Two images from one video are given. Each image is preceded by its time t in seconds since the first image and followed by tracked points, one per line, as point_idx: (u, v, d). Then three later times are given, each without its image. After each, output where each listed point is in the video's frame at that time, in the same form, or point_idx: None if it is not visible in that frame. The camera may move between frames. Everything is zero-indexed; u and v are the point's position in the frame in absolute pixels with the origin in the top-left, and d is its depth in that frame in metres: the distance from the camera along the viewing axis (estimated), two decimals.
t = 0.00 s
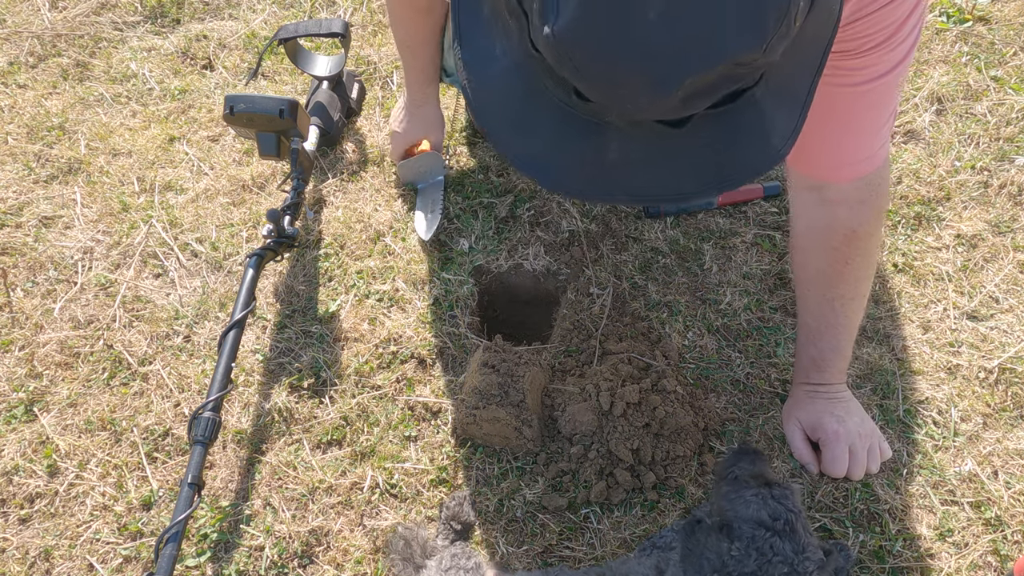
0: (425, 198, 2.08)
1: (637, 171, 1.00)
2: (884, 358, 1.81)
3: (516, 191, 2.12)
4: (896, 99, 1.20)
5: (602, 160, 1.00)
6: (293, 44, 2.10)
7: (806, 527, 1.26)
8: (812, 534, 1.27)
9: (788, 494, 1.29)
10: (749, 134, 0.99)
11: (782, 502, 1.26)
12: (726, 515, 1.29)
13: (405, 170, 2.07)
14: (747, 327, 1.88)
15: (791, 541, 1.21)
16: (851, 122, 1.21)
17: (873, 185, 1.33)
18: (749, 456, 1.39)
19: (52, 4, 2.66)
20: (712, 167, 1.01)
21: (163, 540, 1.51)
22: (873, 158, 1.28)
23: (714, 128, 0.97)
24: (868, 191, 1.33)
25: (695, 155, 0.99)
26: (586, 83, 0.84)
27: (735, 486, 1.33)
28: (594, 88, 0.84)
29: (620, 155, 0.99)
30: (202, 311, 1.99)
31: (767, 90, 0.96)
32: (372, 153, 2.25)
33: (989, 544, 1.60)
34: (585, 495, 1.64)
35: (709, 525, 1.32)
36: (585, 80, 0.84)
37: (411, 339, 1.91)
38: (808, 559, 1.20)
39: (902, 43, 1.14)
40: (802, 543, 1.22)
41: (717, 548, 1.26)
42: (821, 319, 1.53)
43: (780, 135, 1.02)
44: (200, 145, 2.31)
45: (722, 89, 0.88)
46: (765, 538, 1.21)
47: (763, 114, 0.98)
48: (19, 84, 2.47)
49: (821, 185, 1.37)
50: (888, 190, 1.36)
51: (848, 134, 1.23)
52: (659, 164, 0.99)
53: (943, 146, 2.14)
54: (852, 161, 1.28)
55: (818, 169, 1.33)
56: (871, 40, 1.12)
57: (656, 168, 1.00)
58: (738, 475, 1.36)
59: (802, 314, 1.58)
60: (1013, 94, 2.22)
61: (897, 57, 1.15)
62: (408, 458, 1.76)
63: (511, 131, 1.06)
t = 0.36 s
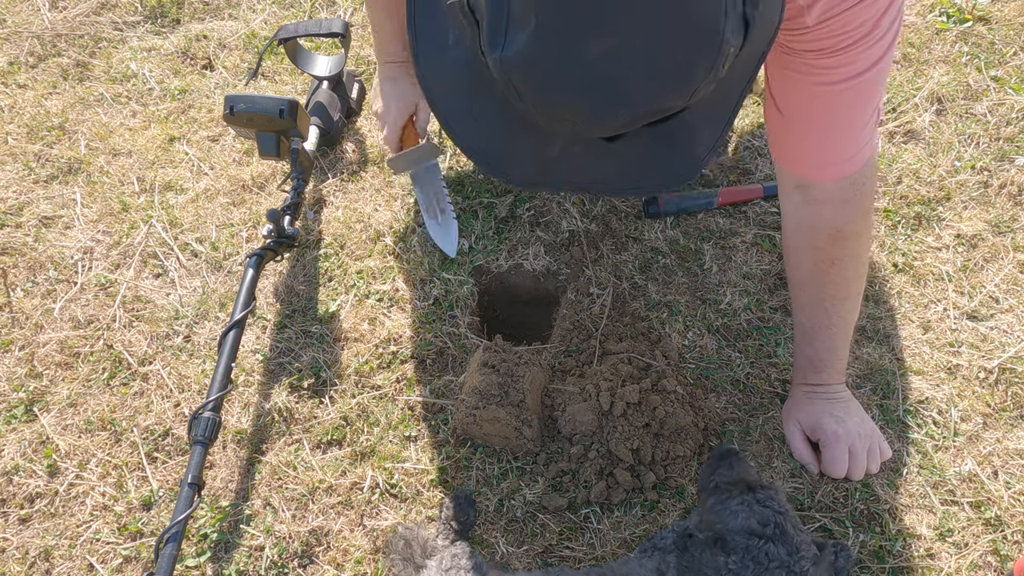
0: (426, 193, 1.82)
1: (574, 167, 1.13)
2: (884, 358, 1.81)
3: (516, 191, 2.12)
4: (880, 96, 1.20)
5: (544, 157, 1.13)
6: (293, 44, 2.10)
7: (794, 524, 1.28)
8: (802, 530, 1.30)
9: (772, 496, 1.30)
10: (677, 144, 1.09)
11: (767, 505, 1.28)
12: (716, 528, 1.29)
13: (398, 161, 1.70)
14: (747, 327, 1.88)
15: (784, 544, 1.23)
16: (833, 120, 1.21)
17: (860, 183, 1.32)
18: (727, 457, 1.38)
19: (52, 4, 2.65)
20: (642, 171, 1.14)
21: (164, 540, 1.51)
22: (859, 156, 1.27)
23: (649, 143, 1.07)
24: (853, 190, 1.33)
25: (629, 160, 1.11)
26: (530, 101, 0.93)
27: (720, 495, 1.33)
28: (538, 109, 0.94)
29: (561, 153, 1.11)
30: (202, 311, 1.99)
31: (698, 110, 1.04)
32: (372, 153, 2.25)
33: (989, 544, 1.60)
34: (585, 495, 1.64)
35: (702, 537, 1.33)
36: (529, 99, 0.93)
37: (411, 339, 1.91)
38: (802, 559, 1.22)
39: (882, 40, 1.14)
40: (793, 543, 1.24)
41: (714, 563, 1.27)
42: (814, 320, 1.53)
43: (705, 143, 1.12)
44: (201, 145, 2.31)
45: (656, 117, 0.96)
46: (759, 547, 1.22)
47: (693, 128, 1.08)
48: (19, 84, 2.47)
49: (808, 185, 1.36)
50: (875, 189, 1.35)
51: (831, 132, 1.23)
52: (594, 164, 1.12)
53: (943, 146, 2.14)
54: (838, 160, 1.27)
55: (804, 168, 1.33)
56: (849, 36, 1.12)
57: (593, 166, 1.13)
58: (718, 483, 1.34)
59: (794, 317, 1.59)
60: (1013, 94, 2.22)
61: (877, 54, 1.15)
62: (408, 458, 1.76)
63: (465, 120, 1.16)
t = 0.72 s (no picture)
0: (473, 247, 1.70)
1: (618, 167, 1.05)
2: (885, 358, 1.81)
3: (516, 191, 2.12)
4: (894, 97, 1.20)
5: (586, 152, 1.04)
6: (293, 44, 2.11)
7: (768, 515, 1.32)
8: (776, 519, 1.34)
9: (738, 493, 1.35)
10: (725, 142, 1.02)
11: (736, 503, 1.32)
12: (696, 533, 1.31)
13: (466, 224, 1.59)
14: (747, 327, 1.88)
15: (762, 537, 1.26)
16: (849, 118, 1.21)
17: (870, 182, 1.32)
18: (689, 469, 1.42)
19: (52, 4, 2.65)
20: (690, 171, 1.05)
21: (163, 540, 1.51)
22: (871, 156, 1.28)
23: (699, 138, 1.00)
24: (865, 189, 1.33)
25: (675, 158, 1.03)
26: (590, 100, 0.87)
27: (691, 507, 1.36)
28: (598, 106, 0.87)
29: (608, 149, 1.03)
30: (202, 311, 1.99)
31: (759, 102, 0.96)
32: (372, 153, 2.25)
33: (989, 544, 1.60)
34: (585, 495, 1.64)
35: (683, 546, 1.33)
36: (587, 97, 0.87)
37: (411, 339, 1.91)
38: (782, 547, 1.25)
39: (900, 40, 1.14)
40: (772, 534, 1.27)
41: (699, 569, 1.27)
42: (819, 320, 1.53)
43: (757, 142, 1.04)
44: (201, 145, 2.31)
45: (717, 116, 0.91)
46: (738, 544, 1.25)
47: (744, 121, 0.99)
48: (19, 84, 2.47)
49: (819, 184, 1.36)
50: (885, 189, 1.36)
51: (846, 131, 1.23)
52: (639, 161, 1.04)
53: (943, 146, 2.14)
54: (852, 159, 1.28)
55: (816, 167, 1.33)
56: (872, 35, 1.11)
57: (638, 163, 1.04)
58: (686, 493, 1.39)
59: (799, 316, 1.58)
60: (1013, 94, 2.22)
61: (895, 54, 1.15)
62: (408, 458, 1.76)
63: (502, 113, 1.07)
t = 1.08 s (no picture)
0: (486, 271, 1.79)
1: (653, 188, 1.03)
2: (885, 358, 1.81)
3: (516, 191, 2.12)
4: (901, 97, 1.20)
5: (620, 174, 1.03)
6: (293, 44, 2.10)
7: (771, 515, 1.32)
8: (780, 518, 1.33)
9: (743, 493, 1.34)
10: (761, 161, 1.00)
11: (740, 501, 1.31)
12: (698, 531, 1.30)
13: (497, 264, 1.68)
14: (747, 327, 1.88)
15: (765, 537, 1.26)
16: (857, 118, 1.21)
17: (874, 182, 1.33)
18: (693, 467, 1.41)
19: (52, 4, 2.65)
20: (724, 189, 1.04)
21: (163, 540, 1.51)
22: (874, 156, 1.29)
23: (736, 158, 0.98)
24: (869, 190, 1.34)
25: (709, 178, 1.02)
26: (630, 128, 0.86)
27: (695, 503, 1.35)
28: (636, 133, 0.86)
29: (642, 171, 1.01)
30: (202, 311, 1.99)
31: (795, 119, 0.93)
32: (372, 152, 2.25)
33: (989, 544, 1.60)
34: (585, 495, 1.64)
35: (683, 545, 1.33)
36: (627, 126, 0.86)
37: (411, 339, 1.91)
38: (784, 547, 1.26)
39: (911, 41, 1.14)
40: (774, 534, 1.27)
41: (700, 566, 1.27)
42: (820, 320, 1.54)
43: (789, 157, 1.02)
44: (200, 145, 2.31)
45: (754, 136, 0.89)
46: (740, 544, 1.25)
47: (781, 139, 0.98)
48: (19, 84, 2.47)
49: (823, 184, 1.36)
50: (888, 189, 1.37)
51: (852, 131, 1.23)
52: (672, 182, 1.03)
53: (943, 146, 2.14)
54: (855, 158, 1.28)
55: (820, 167, 1.33)
56: (883, 35, 1.12)
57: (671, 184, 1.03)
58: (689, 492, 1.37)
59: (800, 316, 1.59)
60: (1013, 94, 2.22)
61: (904, 54, 1.15)
62: (408, 458, 1.76)
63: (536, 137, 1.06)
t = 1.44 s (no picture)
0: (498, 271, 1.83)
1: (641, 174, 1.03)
2: (885, 358, 1.81)
3: (516, 191, 2.12)
4: (900, 95, 1.20)
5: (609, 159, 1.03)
6: (293, 44, 2.10)
7: (770, 515, 1.32)
8: (778, 518, 1.34)
9: (741, 493, 1.35)
10: (749, 150, 1.00)
11: (739, 501, 1.32)
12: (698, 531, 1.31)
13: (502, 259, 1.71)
14: (747, 327, 1.88)
15: (764, 536, 1.26)
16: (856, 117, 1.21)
17: (874, 180, 1.33)
18: (692, 468, 1.42)
19: (52, 4, 2.65)
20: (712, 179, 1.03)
21: (164, 540, 1.51)
22: (874, 153, 1.29)
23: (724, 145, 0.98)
24: (868, 188, 1.34)
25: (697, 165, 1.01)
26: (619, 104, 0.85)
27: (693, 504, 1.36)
28: (626, 111, 0.86)
29: (631, 154, 1.01)
30: (202, 311, 1.99)
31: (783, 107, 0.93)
32: (372, 152, 2.25)
33: (989, 544, 1.60)
34: (585, 495, 1.64)
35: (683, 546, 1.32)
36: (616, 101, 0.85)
37: (411, 339, 1.91)
38: (783, 546, 1.26)
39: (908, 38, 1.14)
40: (773, 533, 1.27)
41: (700, 567, 1.27)
42: (821, 319, 1.54)
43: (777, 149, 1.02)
44: (200, 145, 2.31)
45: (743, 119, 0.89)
46: (740, 542, 1.25)
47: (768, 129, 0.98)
48: (19, 84, 2.47)
49: (824, 183, 1.36)
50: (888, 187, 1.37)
51: (852, 129, 1.23)
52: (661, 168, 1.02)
53: (943, 146, 2.14)
54: (855, 156, 1.28)
55: (821, 166, 1.33)
56: (880, 32, 1.11)
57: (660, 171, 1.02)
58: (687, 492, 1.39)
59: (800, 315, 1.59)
60: (1013, 94, 2.22)
61: (901, 52, 1.15)
62: (408, 458, 1.76)
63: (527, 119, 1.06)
